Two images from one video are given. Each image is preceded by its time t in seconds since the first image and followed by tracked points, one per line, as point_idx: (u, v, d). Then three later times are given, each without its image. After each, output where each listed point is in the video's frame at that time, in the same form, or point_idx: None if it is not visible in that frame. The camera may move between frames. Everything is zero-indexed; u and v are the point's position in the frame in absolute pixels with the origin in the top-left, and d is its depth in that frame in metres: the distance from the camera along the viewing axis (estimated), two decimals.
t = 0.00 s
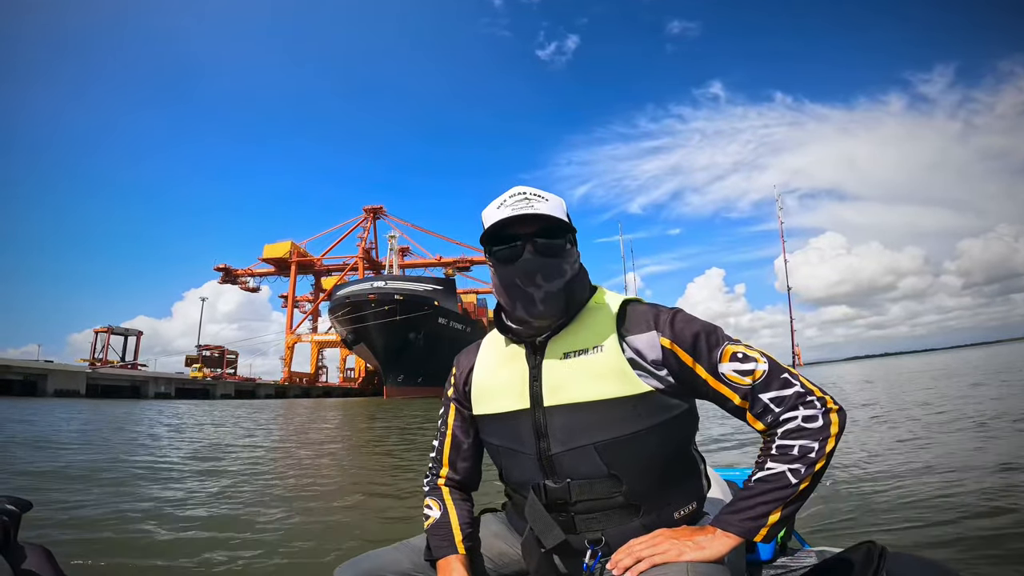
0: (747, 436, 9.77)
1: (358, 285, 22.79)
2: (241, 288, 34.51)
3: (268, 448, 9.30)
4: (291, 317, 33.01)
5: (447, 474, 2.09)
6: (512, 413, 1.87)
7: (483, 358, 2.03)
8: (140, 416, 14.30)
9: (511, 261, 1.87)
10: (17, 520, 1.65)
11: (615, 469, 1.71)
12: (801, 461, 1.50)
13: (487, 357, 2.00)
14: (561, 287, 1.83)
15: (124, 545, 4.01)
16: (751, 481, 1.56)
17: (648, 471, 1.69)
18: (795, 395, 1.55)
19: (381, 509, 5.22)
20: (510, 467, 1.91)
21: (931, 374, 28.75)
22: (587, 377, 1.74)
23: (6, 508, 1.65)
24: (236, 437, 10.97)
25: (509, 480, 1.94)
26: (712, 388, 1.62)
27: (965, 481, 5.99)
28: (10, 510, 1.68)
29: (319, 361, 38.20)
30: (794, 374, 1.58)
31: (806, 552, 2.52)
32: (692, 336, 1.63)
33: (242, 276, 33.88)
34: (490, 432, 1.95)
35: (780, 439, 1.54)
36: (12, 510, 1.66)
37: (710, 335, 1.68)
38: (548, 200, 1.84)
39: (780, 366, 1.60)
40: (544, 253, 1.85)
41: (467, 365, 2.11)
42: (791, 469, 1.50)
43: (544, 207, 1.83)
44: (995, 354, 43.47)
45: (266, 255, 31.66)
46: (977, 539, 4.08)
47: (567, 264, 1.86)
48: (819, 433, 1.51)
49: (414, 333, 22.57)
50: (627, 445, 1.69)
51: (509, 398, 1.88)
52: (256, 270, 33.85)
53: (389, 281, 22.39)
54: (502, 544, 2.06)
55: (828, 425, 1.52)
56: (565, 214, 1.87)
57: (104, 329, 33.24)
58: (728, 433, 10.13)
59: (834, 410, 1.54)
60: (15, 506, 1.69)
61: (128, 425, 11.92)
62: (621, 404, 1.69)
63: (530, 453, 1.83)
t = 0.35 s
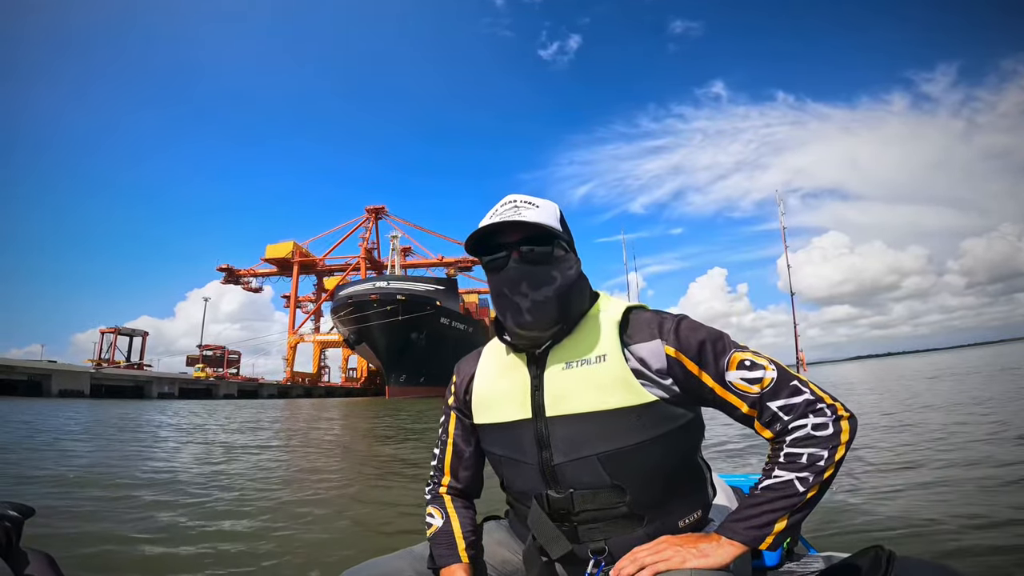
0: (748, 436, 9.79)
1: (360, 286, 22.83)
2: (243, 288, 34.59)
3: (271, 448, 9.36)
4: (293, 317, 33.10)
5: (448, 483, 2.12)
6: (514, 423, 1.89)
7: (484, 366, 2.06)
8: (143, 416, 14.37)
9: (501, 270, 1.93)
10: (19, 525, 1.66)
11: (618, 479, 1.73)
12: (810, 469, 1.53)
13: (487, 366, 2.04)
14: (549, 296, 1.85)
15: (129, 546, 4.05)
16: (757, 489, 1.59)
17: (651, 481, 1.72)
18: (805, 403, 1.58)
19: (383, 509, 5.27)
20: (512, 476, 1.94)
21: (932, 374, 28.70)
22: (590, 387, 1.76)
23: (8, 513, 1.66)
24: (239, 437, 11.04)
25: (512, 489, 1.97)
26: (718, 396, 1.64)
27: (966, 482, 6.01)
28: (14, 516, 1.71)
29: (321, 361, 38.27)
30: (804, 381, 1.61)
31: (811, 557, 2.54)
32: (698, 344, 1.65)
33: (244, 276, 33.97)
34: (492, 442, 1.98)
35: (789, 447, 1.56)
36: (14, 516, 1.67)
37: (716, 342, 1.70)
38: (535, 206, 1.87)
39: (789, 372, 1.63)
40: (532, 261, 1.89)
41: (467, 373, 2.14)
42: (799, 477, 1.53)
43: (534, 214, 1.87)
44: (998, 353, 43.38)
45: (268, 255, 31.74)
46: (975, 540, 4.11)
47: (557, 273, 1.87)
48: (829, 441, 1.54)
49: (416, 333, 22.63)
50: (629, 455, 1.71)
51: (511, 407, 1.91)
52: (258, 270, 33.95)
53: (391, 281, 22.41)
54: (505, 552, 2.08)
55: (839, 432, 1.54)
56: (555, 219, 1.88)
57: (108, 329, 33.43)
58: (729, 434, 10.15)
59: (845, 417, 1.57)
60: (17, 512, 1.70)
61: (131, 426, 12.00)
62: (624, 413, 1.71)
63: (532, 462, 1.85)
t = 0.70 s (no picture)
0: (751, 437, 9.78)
1: (363, 286, 22.80)
2: (246, 288, 34.69)
3: (273, 449, 9.40)
4: (296, 318, 33.19)
5: (445, 486, 2.15)
6: (507, 426, 1.92)
7: (478, 370, 2.09)
8: (148, 417, 14.45)
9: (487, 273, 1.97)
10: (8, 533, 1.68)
11: (612, 482, 1.75)
12: (802, 470, 1.56)
13: (480, 371, 2.06)
14: (529, 300, 1.86)
15: (132, 547, 4.09)
16: (751, 490, 1.61)
17: (645, 484, 1.75)
18: (795, 405, 1.61)
19: (384, 510, 5.31)
20: (507, 480, 1.97)
21: (937, 374, 28.57)
22: (583, 390, 1.78)
23: None
24: (242, 437, 11.08)
25: (507, 493, 2.00)
26: (710, 399, 1.67)
27: (969, 482, 6.00)
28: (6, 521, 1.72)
29: (324, 361, 38.38)
30: (794, 384, 1.64)
31: (808, 559, 2.57)
32: (690, 347, 1.68)
33: (247, 276, 34.08)
34: (487, 446, 2.00)
35: (781, 448, 1.59)
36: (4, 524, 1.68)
37: (708, 344, 1.73)
38: (520, 212, 1.88)
39: (779, 375, 1.66)
40: (515, 267, 1.90)
41: (462, 378, 2.17)
42: (791, 478, 1.56)
43: (519, 218, 1.88)
44: (1002, 353, 43.21)
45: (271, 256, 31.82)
46: (976, 541, 4.11)
47: (540, 277, 1.87)
48: (820, 443, 1.57)
49: (418, 334, 22.69)
50: (623, 458, 1.73)
51: (505, 412, 1.93)
52: (261, 270, 34.04)
53: (393, 281, 22.37)
54: (502, 555, 2.11)
55: (829, 434, 1.58)
56: (541, 223, 1.88)
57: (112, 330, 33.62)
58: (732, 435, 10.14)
59: (835, 419, 1.61)
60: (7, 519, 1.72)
61: (136, 427, 12.07)
62: (617, 416, 1.73)
63: (526, 466, 1.88)
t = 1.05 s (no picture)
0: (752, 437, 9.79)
1: (366, 286, 22.74)
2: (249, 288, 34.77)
3: (275, 449, 9.46)
4: (298, 318, 33.29)
5: (438, 478, 2.20)
6: (498, 416, 1.96)
7: (470, 364, 2.13)
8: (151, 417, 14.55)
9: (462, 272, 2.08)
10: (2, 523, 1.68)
11: (599, 470, 1.79)
12: (781, 461, 1.57)
13: (473, 363, 2.11)
14: (491, 302, 1.94)
15: (133, 546, 4.13)
16: (734, 482, 1.62)
17: (631, 473, 1.77)
18: (771, 396, 1.63)
19: (384, 510, 5.35)
20: (498, 470, 2.01)
21: (941, 373, 28.51)
22: (569, 379, 1.82)
23: None
24: (245, 437, 11.15)
25: (498, 483, 2.03)
26: (690, 390, 1.69)
27: (968, 481, 6.01)
28: None
29: (326, 361, 38.48)
30: (771, 375, 1.66)
31: (798, 557, 2.60)
32: (670, 339, 1.71)
33: (250, 276, 34.22)
34: (478, 436, 2.05)
35: (759, 440, 1.61)
36: None
37: (688, 337, 1.75)
38: (484, 218, 1.94)
39: (756, 366, 1.68)
40: (478, 271, 1.97)
41: (456, 372, 2.22)
42: (771, 469, 1.57)
43: (484, 225, 1.95)
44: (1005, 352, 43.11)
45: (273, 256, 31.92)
46: (972, 538, 4.13)
47: (501, 280, 1.93)
48: (797, 433, 1.59)
49: (420, 334, 22.74)
50: (609, 446, 1.77)
51: (494, 402, 1.98)
52: (263, 271, 34.17)
53: (395, 281, 22.37)
54: (493, 547, 2.15)
55: (805, 424, 1.60)
56: (504, 226, 1.91)
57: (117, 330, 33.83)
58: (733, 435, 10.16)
59: (810, 410, 1.63)
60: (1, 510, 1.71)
61: (139, 427, 12.15)
62: (602, 405, 1.77)
63: (516, 455, 1.92)
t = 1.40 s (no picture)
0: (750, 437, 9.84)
1: (368, 285, 22.89)
2: (252, 288, 34.90)
3: (276, 448, 9.53)
4: (301, 317, 33.43)
5: (435, 472, 2.24)
6: (496, 411, 2.01)
7: (469, 360, 2.18)
8: (154, 416, 14.63)
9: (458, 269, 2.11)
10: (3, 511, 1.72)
11: (597, 466, 1.83)
12: (778, 460, 1.60)
13: (471, 359, 2.16)
14: (486, 298, 1.95)
15: (133, 544, 4.17)
16: (730, 482, 1.65)
17: (629, 470, 1.81)
18: (768, 394, 1.66)
19: (383, 509, 5.40)
20: (497, 465, 2.05)
21: (942, 374, 28.50)
22: (568, 376, 1.86)
23: None
24: (248, 436, 11.24)
25: (497, 478, 2.07)
26: (688, 387, 1.72)
27: (964, 482, 6.05)
28: None
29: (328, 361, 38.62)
30: (768, 373, 1.68)
31: (791, 558, 2.64)
32: (667, 337, 1.74)
33: (253, 276, 34.36)
34: (477, 431, 2.09)
35: (757, 438, 1.64)
36: None
37: (686, 334, 1.78)
38: (480, 215, 1.99)
39: (754, 364, 1.71)
40: (472, 267, 1.99)
41: (455, 368, 2.26)
42: (768, 468, 1.60)
43: (481, 221, 1.99)
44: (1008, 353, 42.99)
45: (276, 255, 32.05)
46: (965, 538, 4.17)
47: (496, 275, 1.95)
48: (793, 432, 1.62)
49: (422, 333, 22.82)
50: (607, 443, 1.81)
51: (493, 397, 2.02)
52: (266, 270, 34.32)
53: (398, 281, 22.49)
54: (490, 542, 2.19)
55: (801, 423, 1.63)
56: (500, 223, 1.95)
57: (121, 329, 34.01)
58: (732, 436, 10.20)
59: (807, 408, 1.65)
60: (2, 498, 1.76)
61: (142, 426, 12.22)
62: (601, 402, 1.81)
63: (515, 451, 1.96)
